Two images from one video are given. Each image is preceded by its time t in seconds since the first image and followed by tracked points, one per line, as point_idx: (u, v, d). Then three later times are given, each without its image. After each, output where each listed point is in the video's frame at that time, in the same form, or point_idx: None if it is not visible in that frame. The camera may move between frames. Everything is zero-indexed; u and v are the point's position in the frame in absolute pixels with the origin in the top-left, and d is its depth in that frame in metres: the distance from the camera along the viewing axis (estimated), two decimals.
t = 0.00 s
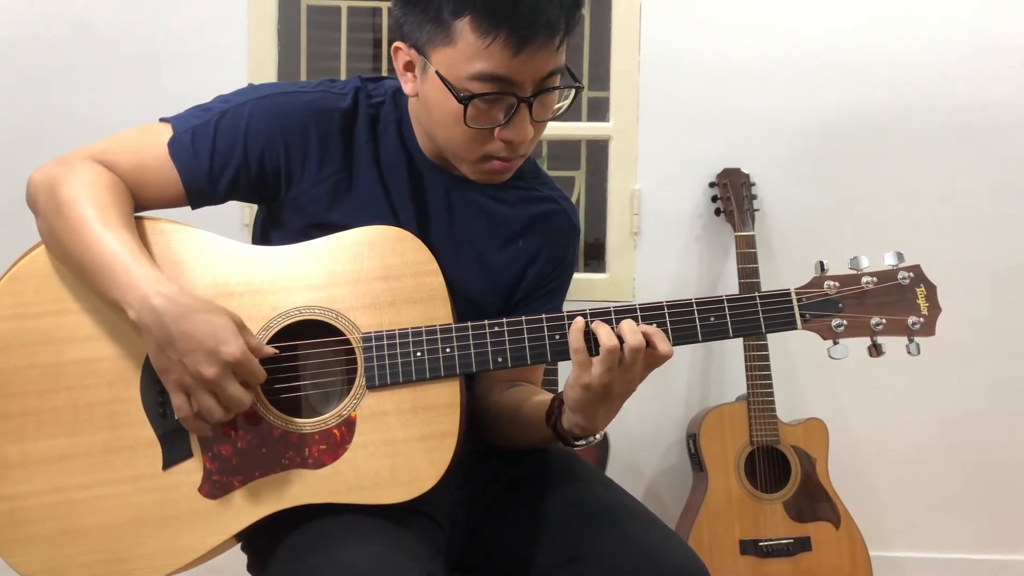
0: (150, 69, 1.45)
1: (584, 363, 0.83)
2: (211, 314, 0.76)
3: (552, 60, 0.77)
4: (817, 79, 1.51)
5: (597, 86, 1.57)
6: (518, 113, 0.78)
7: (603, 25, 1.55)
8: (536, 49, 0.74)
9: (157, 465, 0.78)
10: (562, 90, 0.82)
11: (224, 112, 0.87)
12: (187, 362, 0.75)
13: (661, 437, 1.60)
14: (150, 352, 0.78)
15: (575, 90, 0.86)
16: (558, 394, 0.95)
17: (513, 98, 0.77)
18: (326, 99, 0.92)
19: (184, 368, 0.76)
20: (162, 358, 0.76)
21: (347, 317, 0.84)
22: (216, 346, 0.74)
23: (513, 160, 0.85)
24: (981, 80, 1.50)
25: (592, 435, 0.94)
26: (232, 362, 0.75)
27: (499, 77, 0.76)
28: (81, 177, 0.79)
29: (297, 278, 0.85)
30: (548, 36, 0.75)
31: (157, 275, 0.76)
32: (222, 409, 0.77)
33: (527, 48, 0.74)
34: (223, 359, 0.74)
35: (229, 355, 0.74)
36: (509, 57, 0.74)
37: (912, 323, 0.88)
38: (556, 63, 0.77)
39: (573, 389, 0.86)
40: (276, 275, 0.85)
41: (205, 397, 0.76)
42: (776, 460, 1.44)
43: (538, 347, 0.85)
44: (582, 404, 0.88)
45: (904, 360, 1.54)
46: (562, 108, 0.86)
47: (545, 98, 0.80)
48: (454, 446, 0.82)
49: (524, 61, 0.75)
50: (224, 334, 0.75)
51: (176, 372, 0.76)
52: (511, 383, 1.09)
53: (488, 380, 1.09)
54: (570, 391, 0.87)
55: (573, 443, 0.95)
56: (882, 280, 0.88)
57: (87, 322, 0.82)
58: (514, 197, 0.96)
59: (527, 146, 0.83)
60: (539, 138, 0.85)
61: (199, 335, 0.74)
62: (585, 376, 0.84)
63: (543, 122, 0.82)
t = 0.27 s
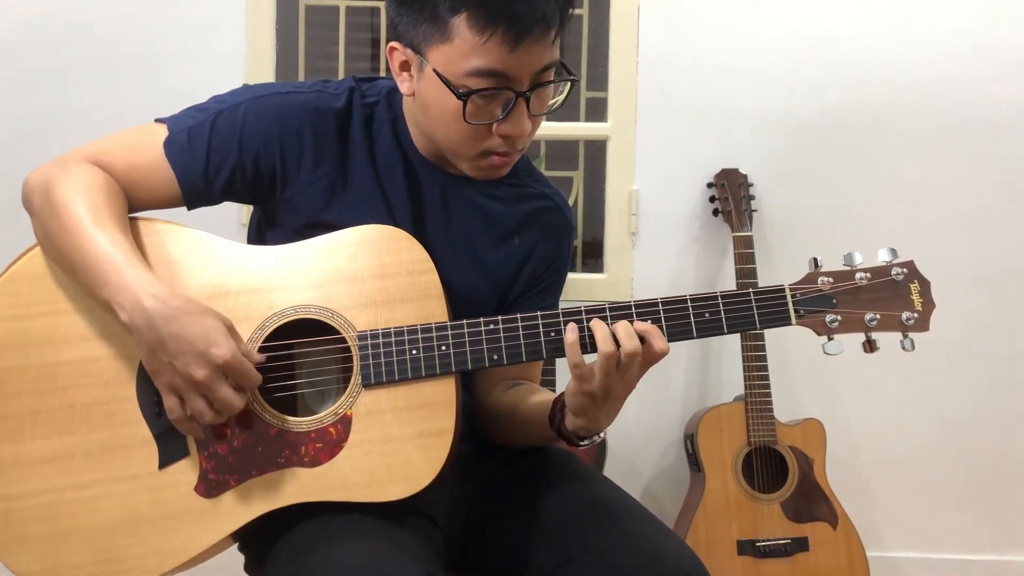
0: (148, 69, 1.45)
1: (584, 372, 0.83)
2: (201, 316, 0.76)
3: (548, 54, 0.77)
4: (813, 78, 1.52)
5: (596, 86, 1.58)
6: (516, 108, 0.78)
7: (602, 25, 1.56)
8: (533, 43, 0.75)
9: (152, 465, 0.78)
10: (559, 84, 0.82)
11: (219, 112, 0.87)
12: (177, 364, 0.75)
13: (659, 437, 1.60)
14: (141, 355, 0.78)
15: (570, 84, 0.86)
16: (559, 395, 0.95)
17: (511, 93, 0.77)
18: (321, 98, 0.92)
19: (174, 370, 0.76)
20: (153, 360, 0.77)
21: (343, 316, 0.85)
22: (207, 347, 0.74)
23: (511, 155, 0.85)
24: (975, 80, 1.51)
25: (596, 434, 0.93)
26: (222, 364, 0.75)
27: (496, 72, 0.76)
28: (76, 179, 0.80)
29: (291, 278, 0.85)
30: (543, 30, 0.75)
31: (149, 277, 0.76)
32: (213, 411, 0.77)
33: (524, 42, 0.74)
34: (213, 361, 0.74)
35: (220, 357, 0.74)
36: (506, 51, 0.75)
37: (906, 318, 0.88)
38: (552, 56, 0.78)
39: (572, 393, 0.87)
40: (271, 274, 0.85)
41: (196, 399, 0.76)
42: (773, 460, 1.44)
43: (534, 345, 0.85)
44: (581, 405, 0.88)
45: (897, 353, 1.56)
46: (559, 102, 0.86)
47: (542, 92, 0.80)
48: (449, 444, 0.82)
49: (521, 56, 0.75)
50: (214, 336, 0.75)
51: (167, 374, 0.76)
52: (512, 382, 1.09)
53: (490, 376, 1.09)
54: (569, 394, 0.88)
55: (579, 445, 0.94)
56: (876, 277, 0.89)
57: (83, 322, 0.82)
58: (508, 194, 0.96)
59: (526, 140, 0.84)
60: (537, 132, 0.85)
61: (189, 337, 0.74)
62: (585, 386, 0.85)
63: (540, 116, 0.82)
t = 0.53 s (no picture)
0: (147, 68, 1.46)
1: (583, 369, 0.85)
2: (198, 313, 0.77)
3: (537, 47, 0.79)
4: (808, 77, 1.54)
5: (593, 84, 1.60)
6: (507, 100, 0.80)
7: (600, 24, 1.58)
8: (523, 35, 0.76)
9: (148, 463, 0.79)
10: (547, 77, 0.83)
11: (213, 112, 0.88)
12: (175, 360, 0.75)
13: (657, 436, 1.61)
14: (139, 352, 0.79)
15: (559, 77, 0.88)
16: (561, 393, 0.96)
17: (502, 85, 0.79)
18: (313, 97, 0.93)
19: (172, 366, 0.76)
20: (150, 356, 0.77)
21: (338, 313, 0.85)
22: (204, 343, 0.75)
23: (503, 149, 0.86)
24: (968, 79, 1.53)
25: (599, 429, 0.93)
26: (220, 359, 0.75)
27: (487, 65, 0.77)
28: (71, 179, 0.80)
29: (286, 275, 0.85)
30: (532, 23, 0.76)
31: (146, 275, 0.77)
32: (211, 407, 0.77)
33: (514, 34, 0.76)
34: (211, 356, 0.75)
35: (217, 352, 0.75)
36: (497, 43, 0.76)
37: (896, 310, 0.89)
38: (541, 49, 0.79)
39: (573, 390, 0.88)
40: (266, 272, 0.85)
41: (193, 395, 0.77)
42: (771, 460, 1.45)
43: (528, 340, 0.86)
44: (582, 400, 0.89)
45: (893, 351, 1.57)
46: (547, 97, 0.87)
47: (532, 85, 0.82)
48: (445, 438, 0.82)
49: (511, 48, 0.76)
50: (211, 332, 0.76)
51: (165, 370, 0.77)
52: (511, 379, 1.09)
53: (489, 372, 1.09)
54: (571, 392, 0.89)
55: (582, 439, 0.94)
56: (866, 269, 0.90)
57: (79, 322, 0.82)
58: (500, 191, 0.98)
59: (517, 134, 0.85)
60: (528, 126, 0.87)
61: (187, 332, 0.75)
62: (585, 383, 0.86)
63: (530, 109, 0.84)
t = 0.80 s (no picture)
0: (146, 68, 1.46)
1: (580, 364, 0.85)
2: (194, 310, 0.77)
3: (522, 37, 0.81)
4: (803, 76, 1.55)
5: (593, 86, 1.61)
6: (490, 86, 0.81)
7: (599, 25, 1.60)
8: (507, 22, 0.78)
9: (143, 464, 0.79)
10: (531, 69, 0.85)
11: (202, 114, 0.89)
12: (172, 357, 0.76)
13: (655, 436, 1.61)
14: (135, 351, 0.79)
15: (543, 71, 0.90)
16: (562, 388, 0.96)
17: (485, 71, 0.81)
18: (301, 98, 0.94)
19: (170, 364, 0.77)
20: (147, 355, 0.77)
21: (331, 312, 0.86)
22: (201, 339, 0.75)
23: (485, 139, 0.86)
24: (960, 79, 1.55)
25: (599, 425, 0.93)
26: (218, 356, 0.76)
27: (471, 49, 0.79)
28: (63, 182, 0.81)
29: (278, 274, 0.86)
30: (517, 12, 0.78)
31: (140, 275, 0.78)
32: (211, 402, 0.78)
33: (498, 19, 0.77)
34: (208, 353, 0.75)
35: (215, 348, 0.75)
36: (481, 28, 0.78)
37: (884, 300, 0.90)
38: (525, 40, 0.81)
39: (573, 386, 0.89)
40: (258, 271, 0.86)
41: (194, 391, 0.77)
42: (769, 460, 1.46)
43: (520, 334, 0.87)
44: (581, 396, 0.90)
45: (888, 343, 1.59)
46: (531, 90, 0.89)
47: (516, 75, 0.83)
48: (438, 434, 0.82)
49: (494, 34, 0.78)
50: (208, 328, 0.76)
51: (163, 368, 0.77)
52: (508, 377, 1.09)
53: (488, 370, 1.10)
54: (570, 388, 0.89)
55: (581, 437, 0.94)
56: (853, 261, 0.90)
57: (73, 324, 0.82)
58: (491, 189, 0.99)
59: (499, 124, 0.86)
60: (511, 118, 0.88)
61: (184, 330, 0.75)
62: (584, 378, 0.87)
63: (514, 100, 0.85)
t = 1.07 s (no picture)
0: (148, 71, 1.48)
1: (581, 361, 0.85)
2: (188, 307, 0.77)
3: (513, 30, 0.82)
4: (800, 74, 1.56)
5: (592, 86, 1.62)
6: (484, 81, 0.82)
7: (597, 26, 1.61)
8: (497, 16, 0.79)
9: (138, 465, 0.79)
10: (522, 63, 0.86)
11: (194, 118, 0.89)
12: (169, 352, 0.76)
13: (654, 436, 1.61)
14: (132, 348, 0.80)
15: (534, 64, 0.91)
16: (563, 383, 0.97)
17: (478, 66, 0.82)
18: (292, 100, 0.95)
19: (167, 360, 0.77)
20: (144, 351, 0.78)
21: (325, 311, 0.86)
22: (197, 333, 0.76)
23: (480, 134, 0.87)
24: (955, 79, 1.56)
25: (604, 418, 0.94)
26: (214, 350, 0.76)
27: (464, 44, 0.80)
28: (57, 186, 0.82)
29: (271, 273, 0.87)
30: (508, 5, 0.79)
31: (135, 272, 0.78)
32: (210, 397, 0.78)
33: (489, 13, 0.79)
34: (204, 347, 0.76)
35: (210, 342, 0.76)
36: (472, 22, 0.79)
37: (874, 291, 0.91)
38: (516, 33, 0.82)
39: (574, 380, 0.89)
40: (252, 271, 0.87)
41: (191, 386, 0.77)
42: (768, 462, 1.46)
43: (513, 330, 0.87)
44: (581, 390, 0.90)
45: (887, 341, 1.59)
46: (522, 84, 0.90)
47: (508, 68, 0.84)
48: (432, 430, 0.83)
49: (486, 28, 0.79)
50: (204, 322, 0.77)
51: (160, 365, 0.78)
52: (506, 374, 1.10)
53: (486, 368, 1.10)
54: (572, 381, 0.90)
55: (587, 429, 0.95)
56: (843, 252, 0.91)
57: (69, 327, 0.83)
58: (482, 187, 0.99)
59: (494, 119, 0.86)
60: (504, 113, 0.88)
61: (180, 324, 0.75)
62: (585, 372, 0.87)
63: (507, 94, 0.86)
